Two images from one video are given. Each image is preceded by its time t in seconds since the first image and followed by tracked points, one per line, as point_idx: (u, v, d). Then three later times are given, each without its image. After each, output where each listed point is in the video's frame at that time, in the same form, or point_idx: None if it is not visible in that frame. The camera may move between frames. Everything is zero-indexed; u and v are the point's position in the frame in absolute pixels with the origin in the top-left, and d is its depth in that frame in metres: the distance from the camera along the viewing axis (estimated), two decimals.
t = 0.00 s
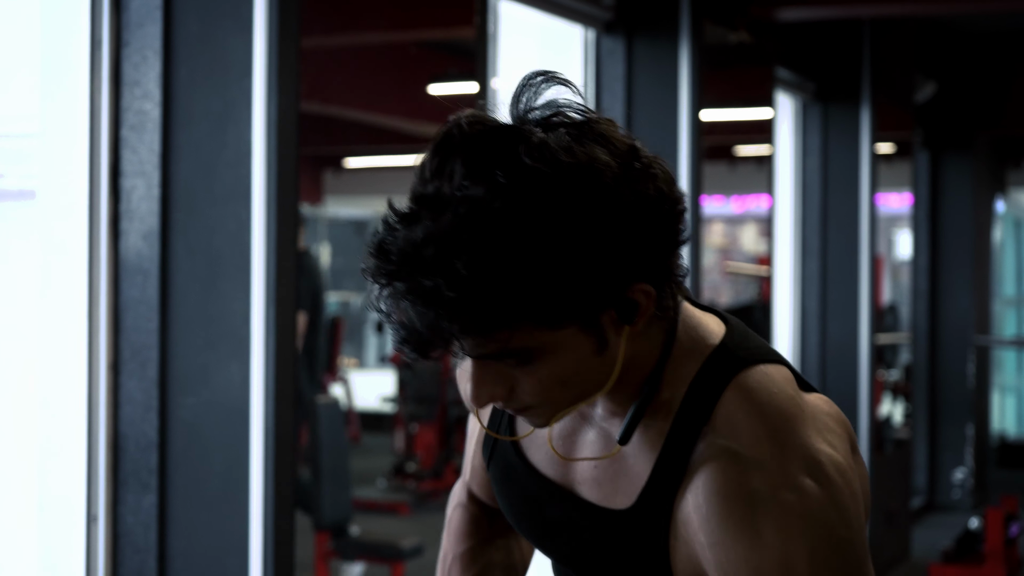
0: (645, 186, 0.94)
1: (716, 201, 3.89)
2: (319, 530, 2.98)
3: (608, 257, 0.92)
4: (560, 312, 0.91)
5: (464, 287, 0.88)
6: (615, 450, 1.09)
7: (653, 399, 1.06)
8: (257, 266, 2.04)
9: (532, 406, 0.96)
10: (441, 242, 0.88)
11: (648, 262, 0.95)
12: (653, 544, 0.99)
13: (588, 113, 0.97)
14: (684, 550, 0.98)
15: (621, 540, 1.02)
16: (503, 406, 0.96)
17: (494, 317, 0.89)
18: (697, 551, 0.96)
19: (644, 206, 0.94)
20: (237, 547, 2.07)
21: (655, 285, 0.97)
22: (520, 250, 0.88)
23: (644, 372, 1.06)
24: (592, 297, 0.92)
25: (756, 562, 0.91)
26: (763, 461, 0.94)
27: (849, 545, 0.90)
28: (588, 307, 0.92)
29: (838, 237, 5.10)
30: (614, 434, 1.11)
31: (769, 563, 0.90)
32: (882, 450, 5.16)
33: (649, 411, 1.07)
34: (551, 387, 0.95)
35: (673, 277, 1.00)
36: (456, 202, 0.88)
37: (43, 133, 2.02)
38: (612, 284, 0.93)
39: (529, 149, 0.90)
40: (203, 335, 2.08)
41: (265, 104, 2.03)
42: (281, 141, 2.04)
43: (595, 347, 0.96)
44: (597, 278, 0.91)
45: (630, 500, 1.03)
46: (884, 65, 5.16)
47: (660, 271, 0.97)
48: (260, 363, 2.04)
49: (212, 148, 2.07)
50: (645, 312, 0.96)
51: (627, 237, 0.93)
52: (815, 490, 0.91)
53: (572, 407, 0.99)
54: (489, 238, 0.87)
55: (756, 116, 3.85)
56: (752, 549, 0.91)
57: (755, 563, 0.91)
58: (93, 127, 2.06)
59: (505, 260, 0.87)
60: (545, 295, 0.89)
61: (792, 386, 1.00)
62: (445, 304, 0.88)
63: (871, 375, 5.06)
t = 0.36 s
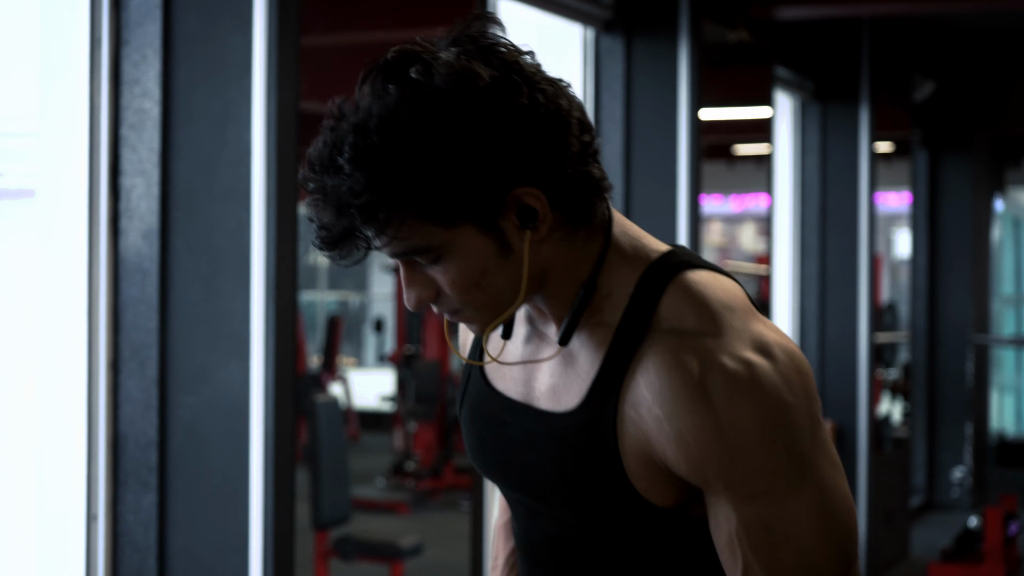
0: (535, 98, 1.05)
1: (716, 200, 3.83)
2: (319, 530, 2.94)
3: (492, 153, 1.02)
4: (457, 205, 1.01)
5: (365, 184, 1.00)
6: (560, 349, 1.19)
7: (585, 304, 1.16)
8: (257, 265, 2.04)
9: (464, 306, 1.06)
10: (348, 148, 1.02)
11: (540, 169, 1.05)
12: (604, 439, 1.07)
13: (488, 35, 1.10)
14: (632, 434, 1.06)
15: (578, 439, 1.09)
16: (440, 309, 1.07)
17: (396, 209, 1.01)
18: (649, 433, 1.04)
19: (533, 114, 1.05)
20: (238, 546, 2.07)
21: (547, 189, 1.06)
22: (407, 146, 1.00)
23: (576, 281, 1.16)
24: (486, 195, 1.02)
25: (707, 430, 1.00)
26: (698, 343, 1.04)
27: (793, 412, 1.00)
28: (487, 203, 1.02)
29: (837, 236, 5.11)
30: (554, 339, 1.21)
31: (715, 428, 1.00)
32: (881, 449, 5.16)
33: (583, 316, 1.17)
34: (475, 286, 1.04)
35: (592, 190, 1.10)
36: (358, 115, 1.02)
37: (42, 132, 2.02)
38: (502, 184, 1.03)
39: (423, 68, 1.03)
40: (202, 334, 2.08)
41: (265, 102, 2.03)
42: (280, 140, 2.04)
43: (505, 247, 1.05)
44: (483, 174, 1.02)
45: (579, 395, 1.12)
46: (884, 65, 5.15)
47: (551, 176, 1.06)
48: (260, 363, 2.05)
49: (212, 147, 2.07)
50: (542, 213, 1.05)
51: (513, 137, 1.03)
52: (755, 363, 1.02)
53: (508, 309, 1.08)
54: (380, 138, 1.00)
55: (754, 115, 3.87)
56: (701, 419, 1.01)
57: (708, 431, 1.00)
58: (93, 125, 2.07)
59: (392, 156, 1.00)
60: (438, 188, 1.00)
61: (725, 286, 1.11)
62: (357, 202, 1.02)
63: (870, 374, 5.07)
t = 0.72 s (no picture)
0: (481, 79, 1.24)
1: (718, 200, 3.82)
2: (323, 531, 2.94)
3: (440, 125, 1.21)
4: (413, 171, 1.20)
5: (337, 153, 1.22)
6: (534, 301, 1.32)
7: (552, 261, 1.30)
8: (262, 266, 2.05)
9: (433, 265, 1.24)
10: (326, 124, 1.24)
11: (486, 142, 1.22)
12: (576, 362, 1.19)
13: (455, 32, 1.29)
14: (605, 349, 1.18)
15: (551, 368, 1.21)
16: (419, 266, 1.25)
17: (364, 174, 1.21)
18: (620, 347, 1.16)
19: (478, 92, 1.23)
20: (243, 545, 2.07)
21: (495, 160, 1.23)
22: (369, 119, 1.21)
23: (540, 242, 1.30)
24: (437, 163, 1.20)
25: (672, 337, 1.12)
26: (658, 271, 1.18)
27: (747, 324, 1.13)
28: (440, 170, 1.21)
29: (840, 236, 5.11)
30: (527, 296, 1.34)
31: (679, 335, 1.12)
32: (884, 450, 5.16)
33: (551, 269, 1.30)
34: (438, 245, 1.23)
35: (545, 160, 1.26)
36: (334, 98, 1.25)
37: (48, 134, 2.03)
38: (450, 154, 1.21)
39: (388, 57, 1.25)
40: (208, 335, 2.08)
41: (270, 104, 2.04)
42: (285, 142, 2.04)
43: (457, 209, 1.23)
44: (433, 144, 1.20)
45: (550, 332, 1.25)
46: (887, 65, 5.13)
47: (497, 147, 1.22)
48: (265, 364, 2.05)
49: (217, 149, 2.08)
50: (490, 180, 1.23)
51: (460, 113, 1.21)
52: (713, 283, 1.15)
53: (476, 268, 1.25)
54: (348, 114, 1.22)
55: (754, 116, 3.85)
56: (666, 328, 1.13)
57: (674, 338, 1.12)
58: (97, 127, 2.07)
59: (356, 128, 1.21)
60: (395, 156, 1.20)
61: (676, 234, 1.26)
62: (333, 170, 1.23)
63: (872, 375, 5.07)
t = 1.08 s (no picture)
0: (520, 84, 1.21)
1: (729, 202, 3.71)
2: (332, 533, 2.92)
3: (477, 127, 1.18)
4: (450, 170, 1.18)
5: (377, 149, 1.20)
6: (568, 301, 1.30)
7: (586, 262, 1.28)
8: (273, 268, 2.05)
9: (468, 261, 1.22)
10: (369, 120, 1.22)
11: (522, 145, 1.20)
12: (611, 359, 1.18)
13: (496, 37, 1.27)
14: (638, 349, 1.17)
15: (586, 365, 1.20)
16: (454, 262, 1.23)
17: (403, 171, 1.20)
18: (649, 346, 1.16)
19: (516, 98, 1.20)
20: (254, 548, 2.07)
21: (531, 163, 1.21)
22: (410, 118, 1.19)
23: (576, 244, 1.28)
24: (471, 163, 1.18)
25: (701, 338, 1.12)
26: (692, 276, 1.17)
27: (771, 332, 1.13)
28: (473, 169, 1.19)
29: (848, 238, 5.12)
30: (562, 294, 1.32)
31: (708, 337, 1.12)
32: (894, 451, 5.16)
33: (585, 270, 1.29)
34: (472, 242, 1.21)
35: (579, 165, 1.24)
36: (378, 96, 1.23)
37: (59, 136, 2.05)
38: (484, 155, 1.19)
39: (432, 58, 1.22)
40: (219, 337, 2.09)
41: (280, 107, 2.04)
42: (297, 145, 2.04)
43: (494, 209, 1.21)
44: (469, 145, 1.18)
45: (586, 331, 1.23)
46: (895, 67, 5.13)
47: (532, 151, 1.20)
48: (275, 366, 2.05)
49: (228, 151, 2.08)
50: (525, 181, 1.20)
51: (497, 116, 1.19)
52: (742, 289, 1.15)
53: (509, 267, 1.24)
54: (390, 112, 1.20)
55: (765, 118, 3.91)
56: (695, 329, 1.13)
57: (702, 339, 1.12)
58: (109, 130, 2.08)
59: (397, 126, 1.19)
60: (433, 154, 1.18)
61: (707, 242, 1.25)
62: (373, 165, 1.21)
63: (882, 376, 5.05)
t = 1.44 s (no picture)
0: (579, 104, 1.19)
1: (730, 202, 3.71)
2: (334, 532, 2.94)
3: (532, 147, 1.18)
4: (503, 187, 1.19)
5: (437, 160, 1.22)
6: (622, 316, 1.29)
7: (642, 276, 1.26)
8: (274, 267, 2.05)
9: (522, 266, 1.24)
10: (428, 130, 1.23)
11: (577, 165, 1.19)
12: (651, 382, 1.18)
13: (561, 51, 1.25)
14: (677, 375, 1.16)
15: (631, 383, 1.20)
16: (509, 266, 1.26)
17: (460, 184, 1.22)
18: (688, 373, 1.14)
19: (574, 118, 1.19)
20: (255, 548, 2.07)
21: (585, 183, 1.19)
22: (468, 135, 1.19)
23: (632, 257, 1.27)
24: (525, 180, 1.18)
25: (733, 371, 1.09)
26: (730, 303, 1.13)
27: (808, 364, 1.08)
28: (527, 188, 1.19)
29: (849, 239, 5.12)
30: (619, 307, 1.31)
31: (740, 369, 1.09)
32: (895, 451, 5.15)
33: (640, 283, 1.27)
34: (526, 251, 1.23)
35: (639, 182, 1.22)
36: (439, 104, 1.23)
37: (60, 136, 2.04)
38: (537, 174, 1.18)
39: (494, 71, 1.21)
40: (221, 335, 2.09)
41: (281, 106, 2.04)
42: (298, 143, 2.04)
43: (549, 223, 1.21)
44: (523, 163, 1.18)
45: (632, 348, 1.23)
46: (897, 66, 5.14)
47: (587, 171, 1.19)
48: (276, 365, 2.05)
49: (230, 149, 2.08)
50: (579, 199, 1.20)
51: (552, 135, 1.18)
52: (779, 319, 1.10)
53: (564, 274, 1.25)
54: (449, 126, 1.20)
55: (765, 119, 3.89)
56: (728, 361, 1.10)
57: (734, 371, 1.09)
58: (110, 129, 2.08)
59: (455, 140, 1.20)
60: (489, 171, 1.19)
61: (757, 262, 1.20)
62: (433, 174, 1.24)
63: (883, 376, 5.05)
